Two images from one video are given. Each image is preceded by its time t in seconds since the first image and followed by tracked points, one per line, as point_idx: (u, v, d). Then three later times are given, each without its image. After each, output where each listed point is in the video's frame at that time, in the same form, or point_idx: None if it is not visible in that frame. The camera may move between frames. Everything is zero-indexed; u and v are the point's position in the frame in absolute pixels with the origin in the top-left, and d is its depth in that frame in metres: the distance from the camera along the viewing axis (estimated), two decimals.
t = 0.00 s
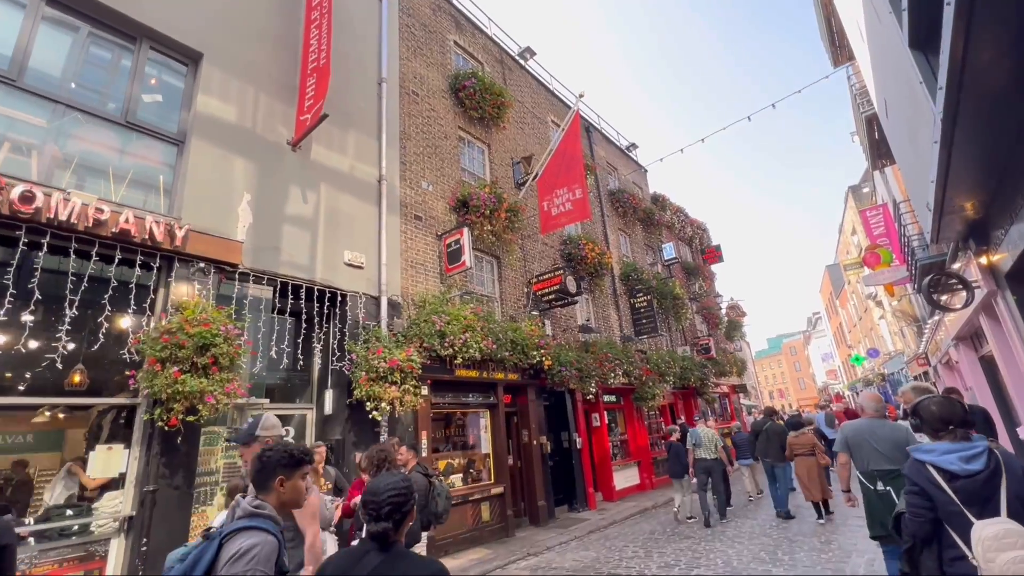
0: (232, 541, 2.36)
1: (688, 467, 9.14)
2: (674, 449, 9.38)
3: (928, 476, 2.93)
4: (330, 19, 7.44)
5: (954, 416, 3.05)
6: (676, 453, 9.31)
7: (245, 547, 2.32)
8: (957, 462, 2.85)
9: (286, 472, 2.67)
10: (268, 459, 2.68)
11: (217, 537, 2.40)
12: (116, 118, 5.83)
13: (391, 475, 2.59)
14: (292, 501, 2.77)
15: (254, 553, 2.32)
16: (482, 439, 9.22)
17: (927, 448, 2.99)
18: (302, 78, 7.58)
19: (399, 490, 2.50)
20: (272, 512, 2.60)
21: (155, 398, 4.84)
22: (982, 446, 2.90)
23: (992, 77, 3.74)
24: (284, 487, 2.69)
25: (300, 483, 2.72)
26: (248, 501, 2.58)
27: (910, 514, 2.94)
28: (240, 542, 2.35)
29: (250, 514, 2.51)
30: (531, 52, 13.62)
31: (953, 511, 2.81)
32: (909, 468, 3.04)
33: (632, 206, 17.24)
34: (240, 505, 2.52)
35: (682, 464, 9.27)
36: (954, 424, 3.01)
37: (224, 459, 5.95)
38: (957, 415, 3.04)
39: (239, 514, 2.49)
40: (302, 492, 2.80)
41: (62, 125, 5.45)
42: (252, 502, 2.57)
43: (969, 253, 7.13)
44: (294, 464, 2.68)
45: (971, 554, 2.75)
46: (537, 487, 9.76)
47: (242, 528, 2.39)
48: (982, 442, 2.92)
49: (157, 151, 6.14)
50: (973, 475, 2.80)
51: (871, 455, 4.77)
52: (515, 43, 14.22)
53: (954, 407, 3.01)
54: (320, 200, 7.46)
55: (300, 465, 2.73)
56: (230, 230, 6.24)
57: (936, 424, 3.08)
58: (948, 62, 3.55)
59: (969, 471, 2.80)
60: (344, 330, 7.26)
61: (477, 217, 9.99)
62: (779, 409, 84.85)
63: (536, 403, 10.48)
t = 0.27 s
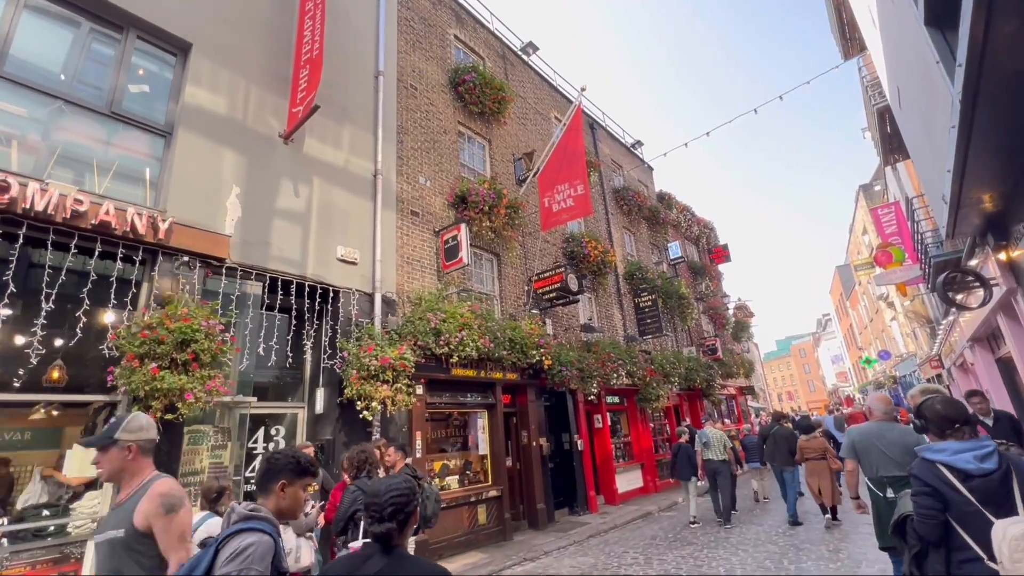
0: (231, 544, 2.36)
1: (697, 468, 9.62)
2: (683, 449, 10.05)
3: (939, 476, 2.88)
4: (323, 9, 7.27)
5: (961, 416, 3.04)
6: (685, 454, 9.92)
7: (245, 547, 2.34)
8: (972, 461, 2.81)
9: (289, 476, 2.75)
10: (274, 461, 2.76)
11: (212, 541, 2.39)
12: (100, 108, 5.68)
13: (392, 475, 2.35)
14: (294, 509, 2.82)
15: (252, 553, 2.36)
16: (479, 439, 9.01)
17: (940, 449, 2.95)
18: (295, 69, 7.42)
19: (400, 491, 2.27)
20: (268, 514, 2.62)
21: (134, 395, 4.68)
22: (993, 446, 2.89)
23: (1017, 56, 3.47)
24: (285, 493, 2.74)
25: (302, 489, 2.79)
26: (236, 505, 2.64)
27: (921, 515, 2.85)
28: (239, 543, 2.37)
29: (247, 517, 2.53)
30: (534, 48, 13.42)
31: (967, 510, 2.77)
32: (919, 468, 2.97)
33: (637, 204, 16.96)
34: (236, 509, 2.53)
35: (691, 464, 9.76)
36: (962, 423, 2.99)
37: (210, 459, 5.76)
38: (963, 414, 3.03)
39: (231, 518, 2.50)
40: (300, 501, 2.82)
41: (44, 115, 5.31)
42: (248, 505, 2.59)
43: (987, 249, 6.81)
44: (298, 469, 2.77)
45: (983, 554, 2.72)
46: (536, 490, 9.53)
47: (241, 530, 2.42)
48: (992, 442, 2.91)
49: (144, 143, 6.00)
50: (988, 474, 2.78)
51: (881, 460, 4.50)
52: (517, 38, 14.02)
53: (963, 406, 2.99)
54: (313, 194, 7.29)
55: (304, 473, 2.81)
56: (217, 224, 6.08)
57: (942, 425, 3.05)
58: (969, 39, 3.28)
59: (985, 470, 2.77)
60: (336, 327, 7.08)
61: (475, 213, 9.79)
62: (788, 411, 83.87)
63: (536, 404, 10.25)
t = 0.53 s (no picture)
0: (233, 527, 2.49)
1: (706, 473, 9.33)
2: (691, 454, 9.73)
3: (919, 486, 2.80)
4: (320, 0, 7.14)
5: (938, 425, 2.97)
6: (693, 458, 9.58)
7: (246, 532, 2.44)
8: (950, 470, 2.72)
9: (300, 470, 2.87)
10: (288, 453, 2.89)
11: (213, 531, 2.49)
12: (89, 99, 5.59)
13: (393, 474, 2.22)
14: (294, 505, 2.92)
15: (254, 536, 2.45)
16: (478, 440, 8.82)
17: (917, 457, 2.87)
18: (291, 62, 7.30)
19: (399, 491, 2.16)
20: (271, 500, 2.69)
21: (116, 391, 4.55)
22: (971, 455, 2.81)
23: None
24: (292, 485, 2.84)
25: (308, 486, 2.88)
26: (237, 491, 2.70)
27: (898, 524, 2.77)
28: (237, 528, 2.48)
29: (249, 502, 2.61)
30: (538, 43, 13.24)
31: (944, 520, 2.69)
32: (896, 476, 2.90)
33: (643, 202, 16.68)
34: (237, 494, 2.61)
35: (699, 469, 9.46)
36: (939, 433, 2.92)
37: (197, 457, 5.65)
38: (940, 424, 2.95)
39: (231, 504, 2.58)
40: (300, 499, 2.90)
41: (32, 106, 5.22)
42: (252, 490, 2.66)
43: (1008, 246, 6.50)
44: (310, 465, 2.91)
45: (961, 563, 2.63)
46: (536, 492, 9.32)
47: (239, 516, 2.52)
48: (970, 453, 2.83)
49: (134, 135, 5.90)
50: (965, 483, 2.70)
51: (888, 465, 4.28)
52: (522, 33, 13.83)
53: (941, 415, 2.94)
54: (308, 189, 7.17)
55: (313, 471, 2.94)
56: (208, 217, 5.96)
57: (919, 433, 2.99)
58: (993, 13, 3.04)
59: (961, 479, 2.69)
60: (331, 323, 6.95)
61: (476, 209, 9.62)
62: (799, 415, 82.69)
63: (537, 404, 10.05)
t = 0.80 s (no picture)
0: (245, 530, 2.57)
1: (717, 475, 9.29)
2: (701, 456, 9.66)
3: (895, 492, 2.84)
4: None
5: (913, 432, 3.01)
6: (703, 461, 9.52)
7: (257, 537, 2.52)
8: (925, 476, 2.77)
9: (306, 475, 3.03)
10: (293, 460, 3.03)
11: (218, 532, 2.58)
12: (82, 92, 5.52)
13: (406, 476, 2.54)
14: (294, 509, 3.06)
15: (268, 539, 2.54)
16: (478, 442, 8.63)
17: (894, 463, 2.91)
18: (290, 56, 7.20)
19: (412, 491, 2.45)
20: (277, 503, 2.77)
21: (100, 388, 4.44)
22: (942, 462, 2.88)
23: None
24: (295, 491, 2.99)
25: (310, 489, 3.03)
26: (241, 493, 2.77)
27: (875, 529, 2.81)
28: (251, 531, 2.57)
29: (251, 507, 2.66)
30: (544, 40, 13.07)
31: (919, 525, 2.73)
32: (873, 483, 2.93)
33: (651, 202, 16.42)
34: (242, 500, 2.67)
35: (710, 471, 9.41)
36: (915, 441, 2.95)
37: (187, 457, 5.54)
38: (916, 430, 2.98)
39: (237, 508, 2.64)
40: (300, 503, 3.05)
41: (23, 98, 5.15)
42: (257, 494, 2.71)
43: None
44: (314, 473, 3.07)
45: (937, 567, 2.67)
46: (537, 496, 9.12)
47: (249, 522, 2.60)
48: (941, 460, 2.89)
49: (128, 129, 5.82)
50: (939, 488, 2.74)
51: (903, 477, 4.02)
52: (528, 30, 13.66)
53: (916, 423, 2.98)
54: (305, 184, 7.05)
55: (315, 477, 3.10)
56: (201, 213, 5.86)
57: (894, 439, 3.02)
58: None
59: (936, 485, 2.74)
60: (326, 322, 6.82)
61: (478, 207, 9.46)
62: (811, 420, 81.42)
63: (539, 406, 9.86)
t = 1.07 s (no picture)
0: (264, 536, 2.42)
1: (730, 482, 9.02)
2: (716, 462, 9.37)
3: (893, 503, 2.81)
4: None
5: (908, 445, 2.99)
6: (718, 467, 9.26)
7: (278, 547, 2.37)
8: (924, 488, 2.77)
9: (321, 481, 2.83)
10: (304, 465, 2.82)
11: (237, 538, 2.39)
12: (74, 83, 5.43)
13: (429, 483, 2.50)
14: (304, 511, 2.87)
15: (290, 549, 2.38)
16: (477, 445, 8.43)
17: (892, 475, 2.89)
18: (288, 49, 7.09)
19: (434, 498, 2.39)
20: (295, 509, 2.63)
21: (80, 382, 4.30)
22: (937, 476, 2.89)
23: None
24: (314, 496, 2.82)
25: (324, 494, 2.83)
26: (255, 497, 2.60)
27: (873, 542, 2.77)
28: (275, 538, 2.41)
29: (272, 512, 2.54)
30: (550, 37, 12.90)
31: (918, 537, 2.69)
32: (871, 496, 2.89)
33: (659, 202, 16.13)
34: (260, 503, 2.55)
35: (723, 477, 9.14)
36: (910, 453, 2.95)
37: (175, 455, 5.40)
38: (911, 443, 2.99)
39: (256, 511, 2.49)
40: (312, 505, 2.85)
41: (13, 89, 5.06)
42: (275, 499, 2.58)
43: None
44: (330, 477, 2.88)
45: None
46: (539, 500, 8.89)
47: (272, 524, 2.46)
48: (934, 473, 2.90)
49: (120, 120, 5.72)
50: (937, 502, 2.74)
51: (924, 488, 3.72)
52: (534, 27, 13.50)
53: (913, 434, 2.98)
54: (301, 179, 6.93)
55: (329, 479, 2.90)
56: (192, 205, 5.74)
57: (888, 450, 3.00)
58: None
59: (933, 499, 2.73)
60: (321, 319, 6.67)
61: (480, 204, 9.27)
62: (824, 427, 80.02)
63: (542, 408, 9.63)
